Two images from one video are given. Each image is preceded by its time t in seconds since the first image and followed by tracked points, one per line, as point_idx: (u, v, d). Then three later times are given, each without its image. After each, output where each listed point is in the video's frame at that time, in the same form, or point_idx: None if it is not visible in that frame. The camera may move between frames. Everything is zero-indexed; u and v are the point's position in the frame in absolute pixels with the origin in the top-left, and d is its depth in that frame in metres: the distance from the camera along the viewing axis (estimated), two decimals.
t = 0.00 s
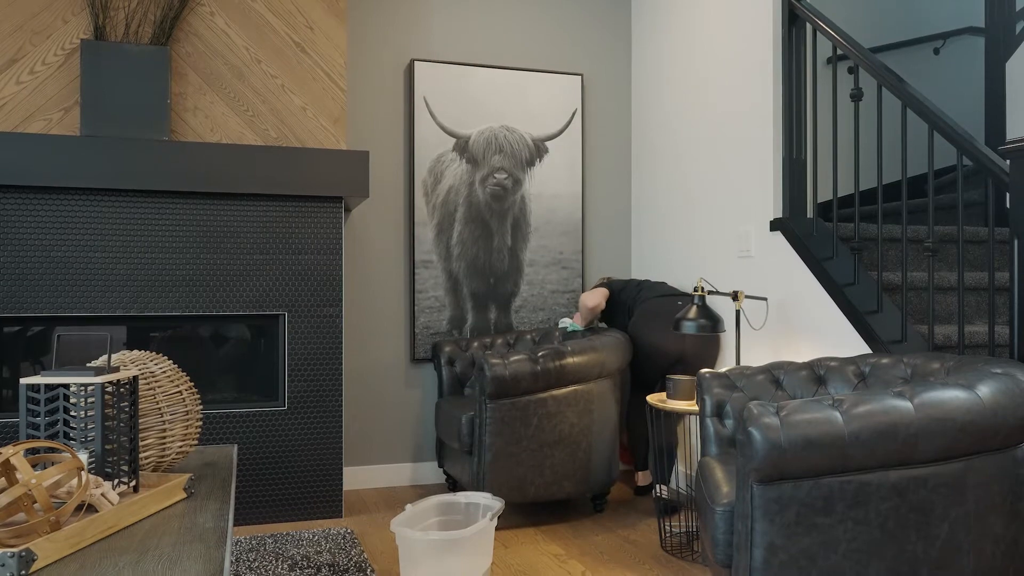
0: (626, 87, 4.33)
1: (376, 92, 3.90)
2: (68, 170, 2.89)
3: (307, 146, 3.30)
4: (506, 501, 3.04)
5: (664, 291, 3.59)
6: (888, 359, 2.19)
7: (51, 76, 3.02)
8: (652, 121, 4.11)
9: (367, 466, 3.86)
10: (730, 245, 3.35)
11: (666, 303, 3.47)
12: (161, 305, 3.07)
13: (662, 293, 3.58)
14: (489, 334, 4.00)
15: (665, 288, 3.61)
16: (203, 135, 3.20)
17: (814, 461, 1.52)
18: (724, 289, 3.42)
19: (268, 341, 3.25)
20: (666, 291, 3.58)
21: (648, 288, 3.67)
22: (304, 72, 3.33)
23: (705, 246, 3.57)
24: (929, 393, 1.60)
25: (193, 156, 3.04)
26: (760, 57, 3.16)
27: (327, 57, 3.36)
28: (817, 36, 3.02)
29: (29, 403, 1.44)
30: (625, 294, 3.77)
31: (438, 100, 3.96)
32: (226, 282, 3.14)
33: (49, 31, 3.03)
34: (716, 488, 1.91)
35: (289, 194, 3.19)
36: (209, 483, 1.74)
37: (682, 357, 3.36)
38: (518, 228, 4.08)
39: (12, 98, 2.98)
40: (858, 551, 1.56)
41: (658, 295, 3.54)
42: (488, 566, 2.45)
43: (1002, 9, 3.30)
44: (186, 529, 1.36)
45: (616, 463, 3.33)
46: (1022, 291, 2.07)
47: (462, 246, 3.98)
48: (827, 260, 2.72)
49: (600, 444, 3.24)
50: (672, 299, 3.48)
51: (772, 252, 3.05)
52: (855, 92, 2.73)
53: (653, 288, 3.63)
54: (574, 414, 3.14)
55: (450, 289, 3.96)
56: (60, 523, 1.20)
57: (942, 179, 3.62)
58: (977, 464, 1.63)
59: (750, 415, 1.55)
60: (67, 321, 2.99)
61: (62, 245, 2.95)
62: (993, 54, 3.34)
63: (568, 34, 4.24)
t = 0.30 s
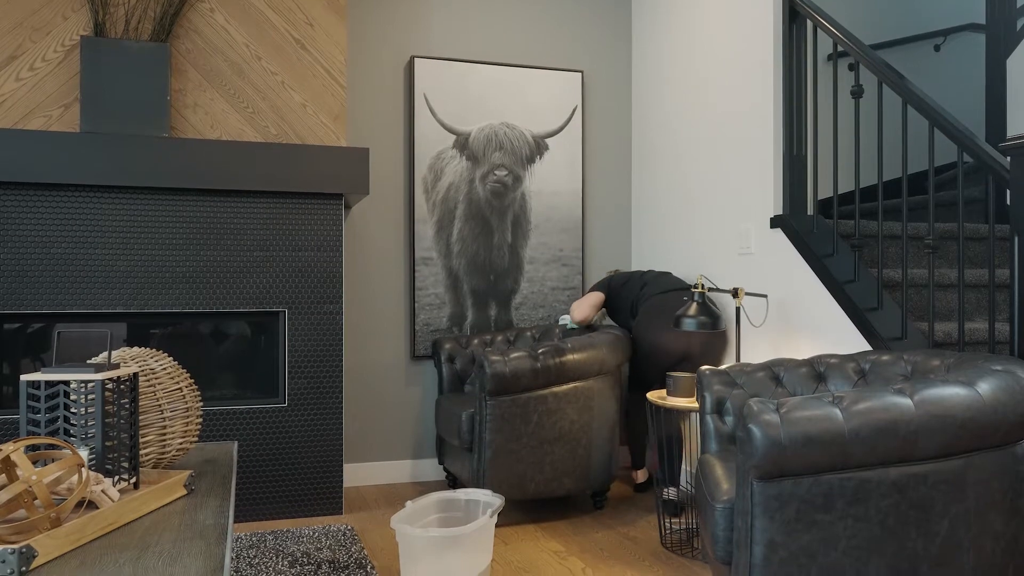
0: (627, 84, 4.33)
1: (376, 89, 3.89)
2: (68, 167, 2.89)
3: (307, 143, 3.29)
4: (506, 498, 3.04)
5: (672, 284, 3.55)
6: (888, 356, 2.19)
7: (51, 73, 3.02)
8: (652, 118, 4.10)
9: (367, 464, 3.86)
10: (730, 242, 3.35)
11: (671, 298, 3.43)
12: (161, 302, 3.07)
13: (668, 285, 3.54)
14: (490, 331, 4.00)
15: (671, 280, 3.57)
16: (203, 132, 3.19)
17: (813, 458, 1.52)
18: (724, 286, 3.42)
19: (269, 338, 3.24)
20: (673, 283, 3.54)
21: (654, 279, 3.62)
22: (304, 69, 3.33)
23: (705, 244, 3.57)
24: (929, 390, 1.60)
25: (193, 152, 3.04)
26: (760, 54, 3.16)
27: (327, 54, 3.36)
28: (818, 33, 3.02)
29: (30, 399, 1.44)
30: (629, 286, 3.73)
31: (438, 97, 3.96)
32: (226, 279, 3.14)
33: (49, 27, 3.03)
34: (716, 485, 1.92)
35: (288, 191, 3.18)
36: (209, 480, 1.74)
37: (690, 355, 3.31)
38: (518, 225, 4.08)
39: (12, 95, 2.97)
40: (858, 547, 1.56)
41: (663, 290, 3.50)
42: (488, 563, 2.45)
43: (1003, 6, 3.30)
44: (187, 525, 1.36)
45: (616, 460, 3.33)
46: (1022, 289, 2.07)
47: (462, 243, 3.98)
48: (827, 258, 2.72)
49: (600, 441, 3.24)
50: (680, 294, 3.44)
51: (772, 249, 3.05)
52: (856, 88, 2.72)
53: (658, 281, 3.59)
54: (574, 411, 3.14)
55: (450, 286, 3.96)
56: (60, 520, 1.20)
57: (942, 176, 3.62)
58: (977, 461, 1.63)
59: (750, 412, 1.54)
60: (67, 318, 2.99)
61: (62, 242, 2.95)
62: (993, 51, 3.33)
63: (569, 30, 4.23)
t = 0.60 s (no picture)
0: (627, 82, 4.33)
1: (376, 87, 3.89)
2: (68, 165, 2.89)
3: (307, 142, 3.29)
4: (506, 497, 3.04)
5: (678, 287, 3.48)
6: (888, 355, 2.19)
7: (51, 71, 3.02)
8: (652, 117, 4.10)
9: (367, 463, 3.86)
10: (730, 241, 3.35)
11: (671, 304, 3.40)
12: (161, 300, 3.07)
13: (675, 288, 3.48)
14: (490, 329, 4.00)
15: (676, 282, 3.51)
16: (203, 131, 3.19)
17: (813, 457, 1.52)
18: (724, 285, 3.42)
19: (269, 337, 3.25)
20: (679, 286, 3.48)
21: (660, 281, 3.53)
22: (305, 68, 3.33)
23: (705, 243, 3.57)
24: (929, 388, 1.60)
25: (193, 151, 3.04)
26: (760, 53, 3.16)
27: (327, 52, 3.36)
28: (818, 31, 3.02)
29: (30, 398, 1.44)
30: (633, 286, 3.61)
31: (438, 96, 3.95)
32: (226, 278, 3.14)
33: (49, 25, 3.03)
34: (716, 483, 1.92)
35: (288, 190, 3.18)
36: (209, 478, 1.74)
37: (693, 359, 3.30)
38: (518, 224, 4.08)
39: (12, 93, 2.97)
40: (858, 546, 1.56)
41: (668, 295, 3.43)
42: (488, 561, 2.46)
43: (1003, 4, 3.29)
44: (187, 523, 1.36)
45: (616, 459, 3.33)
46: (1021, 287, 2.07)
47: (463, 242, 3.98)
48: (827, 256, 2.73)
49: (600, 439, 3.24)
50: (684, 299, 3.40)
51: (772, 248, 3.05)
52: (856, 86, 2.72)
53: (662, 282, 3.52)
54: (574, 410, 3.15)
55: (450, 285, 3.96)
56: (60, 518, 1.20)
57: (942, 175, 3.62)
58: (977, 460, 1.63)
59: (750, 411, 1.54)
60: (67, 316, 2.99)
61: (62, 240, 2.95)
62: (994, 50, 3.33)
63: (569, 29, 4.23)
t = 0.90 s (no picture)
0: (626, 84, 4.33)
1: (376, 89, 3.89)
2: (68, 166, 2.89)
3: (307, 143, 3.29)
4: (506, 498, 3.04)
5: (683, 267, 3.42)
6: (889, 357, 2.19)
7: (52, 72, 3.02)
8: (652, 119, 4.10)
9: (366, 465, 3.86)
10: (730, 242, 3.35)
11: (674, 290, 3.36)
12: (161, 302, 3.07)
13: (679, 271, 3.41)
14: (490, 330, 4.01)
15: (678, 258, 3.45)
16: (203, 132, 3.20)
17: (814, 459, 1.52)
18: (724, 286, 3.43)
19: (269, 338, 3.25)
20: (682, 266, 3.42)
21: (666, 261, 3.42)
22: (305, 69, 3.33)
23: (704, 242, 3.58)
24: (929, 390, 1.60)
25: (194, 151, 3.04)
26: (761, 54, 3.16)
27: (327, 53, 3.36)
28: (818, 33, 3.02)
29: (30, 399, 1.44)
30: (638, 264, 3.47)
31: (439, 97, 3.96)
32: (226, 279, 3.14)
33: (50, 27, 3.03)
34: (716, 485, 1.92)
35: (289, 191, 3.19)
36: (209, 479, 1.74)
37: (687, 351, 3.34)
38: (518, 225, 4.08)
39: (13, 94, 2.97)
40: (858, 548, 1.56)
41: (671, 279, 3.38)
42: (488, 563, 2.45)
43: (1003, 6, 3.30)
44: (187, 525, 1.36)
45: (616, 460, 3.33)
46: (1022, 289, 2.07)
47: (463, 243, 3.99)
48: (828, 258, 2.72)
49: (601, 441, 3.24)
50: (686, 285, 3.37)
51: (772, 249, 3.05)
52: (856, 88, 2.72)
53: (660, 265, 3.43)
54: (574, 411, 3.14)
55: (450, 286, 3.96)
56: (60, 519, 1.20)
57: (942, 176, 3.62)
58: (977, 462, 1.63)
59: (750, 413, 1.55)
60: (67, 317, 2.99)
61: (62, 241, 2.95)
62: (994, 52, 3.34)
63: (569, 31, 4.23)
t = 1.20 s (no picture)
0: (626, 86, 4.33)
1: (376, 92, 3.89)
2: (69, 169, 2.89)
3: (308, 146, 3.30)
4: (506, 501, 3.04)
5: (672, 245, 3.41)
6: (889, 360, 2.19)
7: (52, 75, 3.03)
8: (652, 121, 4.11)
9: (366, 468, 3.86)
10: (730, 244, 3.35)
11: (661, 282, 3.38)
12: (161, 305, 3.07)
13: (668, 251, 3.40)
14: (490, 333, 4.00)
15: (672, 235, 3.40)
16: (203, 135, 3.20)
17: (814, 461, 1.52)
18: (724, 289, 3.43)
19: (268, 341, 3.25)
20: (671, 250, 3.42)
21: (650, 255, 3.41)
22: (305, 72, 3.33)
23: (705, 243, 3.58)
24: (929, 393, 1.60)
25: (194, 154, 3.04)
26: (760, 56, 3.16)
27: (327, 56, 3.36)
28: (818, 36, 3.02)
29: (30, 402, 1.44)
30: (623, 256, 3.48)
31: (438, 100, 3.96)
32: (226, 282, 3.14)
33: (50, 30, 3.04)
34: (717, 488, 1.91)
35: (289, 194, 3.19)
36: (209, 483, 1.74)
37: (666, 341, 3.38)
38: (518, 228, 4.08)
39: (13, 98, 2.98)
40: (858, 551, 1.56)
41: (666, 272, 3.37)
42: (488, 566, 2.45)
43: (1003, 9, 3.30)
44: (187, 528, 1.36)
45: (616, 463, 3.33)
46: (1021, 292, 2.07)
47: (463, 246, 3.99)
48: (828, 261, 2.72)
49: (601, 443, 3.24)
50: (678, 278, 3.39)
51: (772, 252, 3.05)
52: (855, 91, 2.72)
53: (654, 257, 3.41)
54: (574, 414, 3.14)
55: (450, 289, 3.96)
56: (60, 523, 1.20)
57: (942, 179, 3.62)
58: (977, 465, 1.63)
59: (750, 415, 1.55)
60: (67, 320, 2.99)
61: (63, 245, 2.96)
62: (993, 55, 3.34)
63: (569, 34, 4.24)
